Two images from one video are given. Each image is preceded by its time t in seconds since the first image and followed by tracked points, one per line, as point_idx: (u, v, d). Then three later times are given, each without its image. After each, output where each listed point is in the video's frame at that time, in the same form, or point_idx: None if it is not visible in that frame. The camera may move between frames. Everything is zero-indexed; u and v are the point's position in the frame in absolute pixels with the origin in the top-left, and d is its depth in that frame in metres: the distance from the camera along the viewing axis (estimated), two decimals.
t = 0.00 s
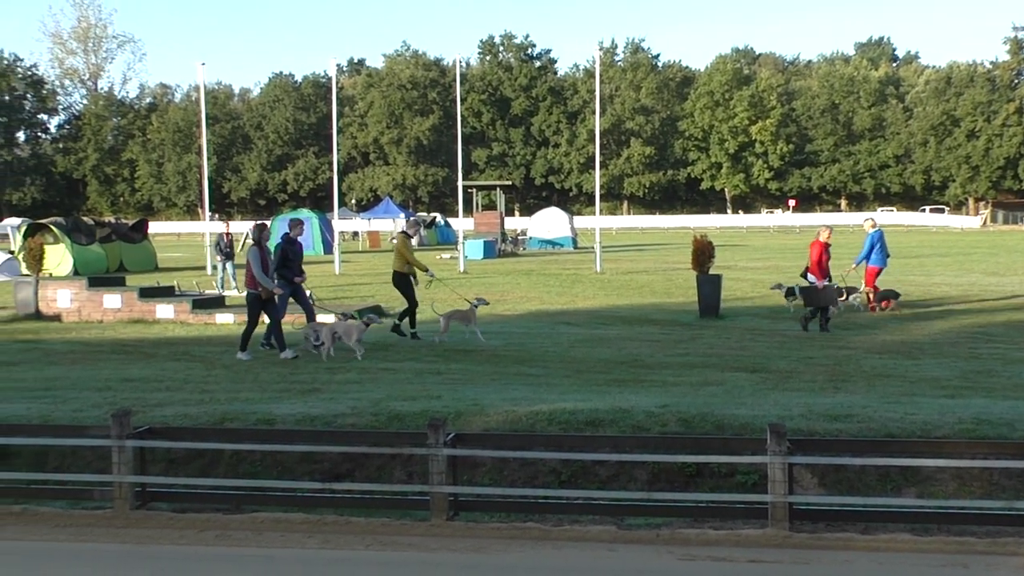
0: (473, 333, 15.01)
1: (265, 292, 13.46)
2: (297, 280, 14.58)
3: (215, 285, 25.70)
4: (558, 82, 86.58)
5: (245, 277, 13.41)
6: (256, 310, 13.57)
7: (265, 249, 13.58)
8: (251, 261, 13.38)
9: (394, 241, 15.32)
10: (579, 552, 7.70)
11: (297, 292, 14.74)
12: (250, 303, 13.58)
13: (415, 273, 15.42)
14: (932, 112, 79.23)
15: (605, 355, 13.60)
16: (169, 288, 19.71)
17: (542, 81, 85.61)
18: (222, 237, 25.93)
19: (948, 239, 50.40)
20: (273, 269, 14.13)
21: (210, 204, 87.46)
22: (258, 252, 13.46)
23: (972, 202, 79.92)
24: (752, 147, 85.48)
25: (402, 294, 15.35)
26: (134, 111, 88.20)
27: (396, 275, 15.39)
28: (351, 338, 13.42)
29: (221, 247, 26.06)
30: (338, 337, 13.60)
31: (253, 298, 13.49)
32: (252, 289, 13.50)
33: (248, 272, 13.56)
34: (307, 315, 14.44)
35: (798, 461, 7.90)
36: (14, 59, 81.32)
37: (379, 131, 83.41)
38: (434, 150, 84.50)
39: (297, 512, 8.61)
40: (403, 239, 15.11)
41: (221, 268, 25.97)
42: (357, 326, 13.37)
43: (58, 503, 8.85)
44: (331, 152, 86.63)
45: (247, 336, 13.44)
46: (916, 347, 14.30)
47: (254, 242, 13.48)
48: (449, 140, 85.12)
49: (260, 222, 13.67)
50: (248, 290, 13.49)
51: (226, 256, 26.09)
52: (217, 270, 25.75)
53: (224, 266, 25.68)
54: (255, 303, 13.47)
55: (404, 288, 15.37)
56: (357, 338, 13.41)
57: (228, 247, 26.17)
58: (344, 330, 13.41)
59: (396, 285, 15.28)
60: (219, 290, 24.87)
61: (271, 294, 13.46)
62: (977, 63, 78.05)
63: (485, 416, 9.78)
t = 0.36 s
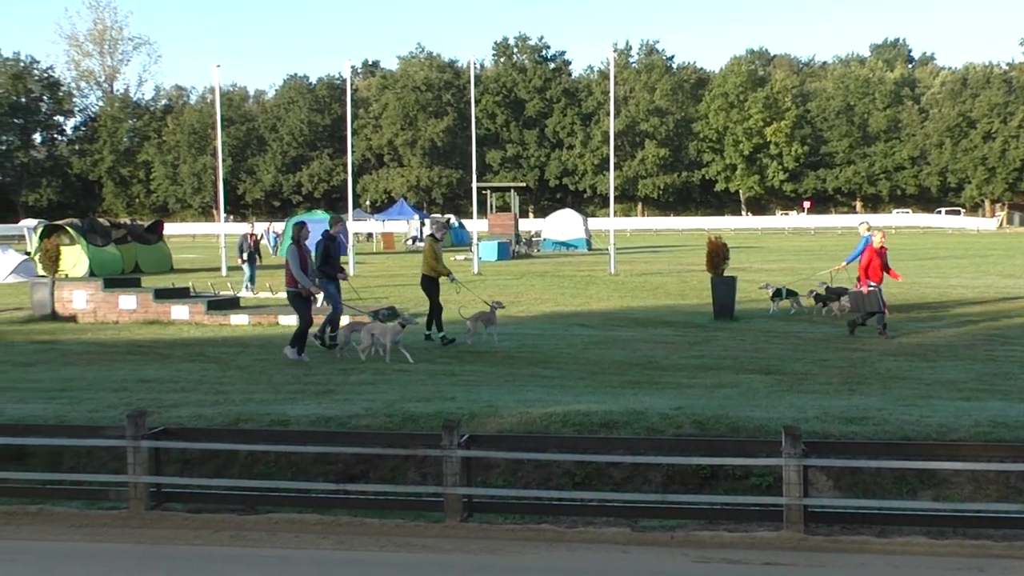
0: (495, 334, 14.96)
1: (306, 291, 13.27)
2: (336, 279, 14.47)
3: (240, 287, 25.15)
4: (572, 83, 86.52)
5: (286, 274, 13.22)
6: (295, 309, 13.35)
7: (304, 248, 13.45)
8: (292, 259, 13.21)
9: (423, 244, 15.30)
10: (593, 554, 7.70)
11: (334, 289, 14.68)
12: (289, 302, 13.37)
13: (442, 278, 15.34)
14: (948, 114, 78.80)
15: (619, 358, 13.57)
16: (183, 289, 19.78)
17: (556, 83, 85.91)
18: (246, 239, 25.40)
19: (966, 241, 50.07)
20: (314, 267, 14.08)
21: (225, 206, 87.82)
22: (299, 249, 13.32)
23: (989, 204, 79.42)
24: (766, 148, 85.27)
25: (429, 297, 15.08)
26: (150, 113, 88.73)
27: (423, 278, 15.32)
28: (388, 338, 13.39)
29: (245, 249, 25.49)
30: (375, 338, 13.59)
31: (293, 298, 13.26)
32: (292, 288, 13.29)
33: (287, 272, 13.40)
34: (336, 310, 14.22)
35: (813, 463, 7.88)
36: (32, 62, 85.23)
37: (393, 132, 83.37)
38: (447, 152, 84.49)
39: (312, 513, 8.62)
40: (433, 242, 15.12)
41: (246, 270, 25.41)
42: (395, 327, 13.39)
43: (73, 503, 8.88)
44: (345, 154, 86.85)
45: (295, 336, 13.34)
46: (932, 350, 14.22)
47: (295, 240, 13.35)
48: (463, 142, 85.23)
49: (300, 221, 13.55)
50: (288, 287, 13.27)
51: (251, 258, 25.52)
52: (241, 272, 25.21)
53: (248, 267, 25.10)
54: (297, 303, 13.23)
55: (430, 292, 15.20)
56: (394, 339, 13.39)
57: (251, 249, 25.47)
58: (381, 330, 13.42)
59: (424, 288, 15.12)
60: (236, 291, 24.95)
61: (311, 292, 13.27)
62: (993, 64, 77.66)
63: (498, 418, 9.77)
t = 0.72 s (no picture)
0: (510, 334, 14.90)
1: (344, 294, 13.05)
2: (373, 283, 14.29)
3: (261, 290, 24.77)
4: (587, 85, 86.29)
5: (323, 278, 13.02)
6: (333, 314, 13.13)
7: (341, 252, 13.27)
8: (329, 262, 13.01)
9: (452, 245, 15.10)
10: (608, 556, 7.68)
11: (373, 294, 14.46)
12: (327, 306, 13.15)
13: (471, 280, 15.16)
14: (965, 116, 78.61)
15: (634, 360, 13.54)
16: (199, 291, 19.84)
17: (570, 84, 85.38)
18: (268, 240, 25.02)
19: (984, 243, 49.77)
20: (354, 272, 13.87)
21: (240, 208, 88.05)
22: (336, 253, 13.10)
23: (1006, 207, 78.98)
24: (782, 150, 84.69)
25: (455, 298, 15.08)
26: (166, 115, 88.92)
27: (452, 280, 15.17)
28: (424, 340, 13.06)
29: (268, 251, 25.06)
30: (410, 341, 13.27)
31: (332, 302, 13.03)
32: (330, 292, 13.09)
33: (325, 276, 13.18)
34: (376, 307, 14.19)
35: (829, 466, 7.84)
36: (50, 65, 86.07)
37: (409, 134, 83.73)
38: (463, 154, 84.47)
39: (327, 515, 8.63)
40: (463, 243, 14.91)
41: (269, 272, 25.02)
42: (430, 328, 13.00)
43: (89, 504, 8.92)
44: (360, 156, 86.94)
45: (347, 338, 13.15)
46: (949, 352, 14.14)
47: (333, 244, 13.17)
48: (477, 144, 85.25)
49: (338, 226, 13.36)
50: (326, 291, 13.06)
51: (274, 260, 25.13)
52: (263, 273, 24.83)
53: (272, 268, 24.70)
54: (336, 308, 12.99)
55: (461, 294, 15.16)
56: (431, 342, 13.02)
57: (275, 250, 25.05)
58: (417, 332, 13.08)
59: (452, 290, 15.06)
60: (252, 293, 25.02)
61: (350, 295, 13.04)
62: (1011, 66, 77.26)
63: (513, 420, 9.75)
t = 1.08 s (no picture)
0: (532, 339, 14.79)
1: (381, 295, 13.14)
2: (416, 283, 14.28)
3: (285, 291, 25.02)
4: (601, 87, 86.27)
5: (360, 278, 13.07)
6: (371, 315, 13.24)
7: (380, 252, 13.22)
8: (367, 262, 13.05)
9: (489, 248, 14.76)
10: (624, 558, 7.67)
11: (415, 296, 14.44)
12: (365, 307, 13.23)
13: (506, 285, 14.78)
14: (982, 116, 79.30)
15: (649, 362, 13.52)
16: (213, 292, 19.90)
17: (585, 86, 85.50)
18: (292, 241, 25.06)
19: (1000, 244, 49.54)
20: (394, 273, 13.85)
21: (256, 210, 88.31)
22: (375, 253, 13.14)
23: None
24: (798, 151, 84.37)
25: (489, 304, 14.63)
26: (181, 118, 89.31)
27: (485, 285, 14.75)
28: (466, 341, 13.05)
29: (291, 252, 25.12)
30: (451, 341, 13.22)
31: (368, 303, 13.13)
32: (366, 293, 13.16)
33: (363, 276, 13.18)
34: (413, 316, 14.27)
35: (845, 468, 7.81)
36: (67, 67, 86.84)
37: (423, 136, 83.69)
38: (478, 155, 84.40)
39: (342, 517, 8.62)
40: (500, 246, 14.59)
41: (293, 273, 25.15)
42: (474, 330, 12.99)
43: (105, 504, 8.95)
44: (375, 158, 86.98)
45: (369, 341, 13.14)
46: (966, 354, 14.07)
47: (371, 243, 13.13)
48: (493, 146, 85.15)
49: (377, 224, 13.34)
50: (362, 292, 13.13)
51: (297, 261, 25.22)
52: (287, 275, 25.00)
53: (296, 270, 24.88)
54: (370, 308, 13.11)
55: (492, 298, 14.77)
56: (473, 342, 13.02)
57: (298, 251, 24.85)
58: (459, 333, 13.07)
59: (482, 295, 14.65)
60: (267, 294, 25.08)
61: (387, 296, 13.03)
62: None
63: (528, 422, 9.75)
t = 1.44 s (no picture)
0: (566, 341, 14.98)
1: (423, 300, 12.86)
2: (451, 286, 14.28)
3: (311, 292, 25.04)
4: (617, 89, 86.23)
5: (402, 284, 12.77)
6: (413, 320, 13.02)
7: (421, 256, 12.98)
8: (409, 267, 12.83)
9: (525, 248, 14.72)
10: (639, 561, 7.65)
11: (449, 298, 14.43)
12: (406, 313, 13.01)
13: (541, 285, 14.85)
14: (999, 118, 80.25)
15: (665, 364, 13.49)
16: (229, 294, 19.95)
17: (601, 88, 85.41)
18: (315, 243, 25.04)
19: (1018, 247, 49.29)
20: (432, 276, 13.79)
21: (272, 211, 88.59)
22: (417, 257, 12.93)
23: None
24: (814, 154, 84.08)
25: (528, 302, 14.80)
26: (197, 119, 89.84)
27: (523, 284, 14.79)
28: (515, 345, 13.18)
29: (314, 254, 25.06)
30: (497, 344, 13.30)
31: (410, 307, 12.91)
32: (407, 298, 12.91)
33: (403, 281, 12.94)
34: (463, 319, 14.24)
35: (861, 472, 7.76)
36: (84, 69, 87.87)
37: (438, 138, 83.79)
38: (493, 157, 84.35)
39: (357, 519, 8.63)
40: (537, 248, 14.55)
41: (317, 275, 25.13)
42: (522, 334, 13.15)
43: (121, 505, 8.98)
44: (390, 160, 87.06)
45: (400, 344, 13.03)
46: (984, 358, 13.99)
47: (414, 248, 12.89)
48: (508, 148, 85.04)
49: (419, 228, 13.13)
50: (405, 297, 12.88)
51: (321, 262, 25.18)
52: (312, 277, 24.99)
53: (320, 273, 24.87)
54: (412, 313, 12.91)
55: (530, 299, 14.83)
56: (522, 347, 13.16)
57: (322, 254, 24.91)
58: (508, 338, 13.17)
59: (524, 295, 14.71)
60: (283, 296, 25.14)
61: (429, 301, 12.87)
62: None
63: (543, 424, 9.74)
